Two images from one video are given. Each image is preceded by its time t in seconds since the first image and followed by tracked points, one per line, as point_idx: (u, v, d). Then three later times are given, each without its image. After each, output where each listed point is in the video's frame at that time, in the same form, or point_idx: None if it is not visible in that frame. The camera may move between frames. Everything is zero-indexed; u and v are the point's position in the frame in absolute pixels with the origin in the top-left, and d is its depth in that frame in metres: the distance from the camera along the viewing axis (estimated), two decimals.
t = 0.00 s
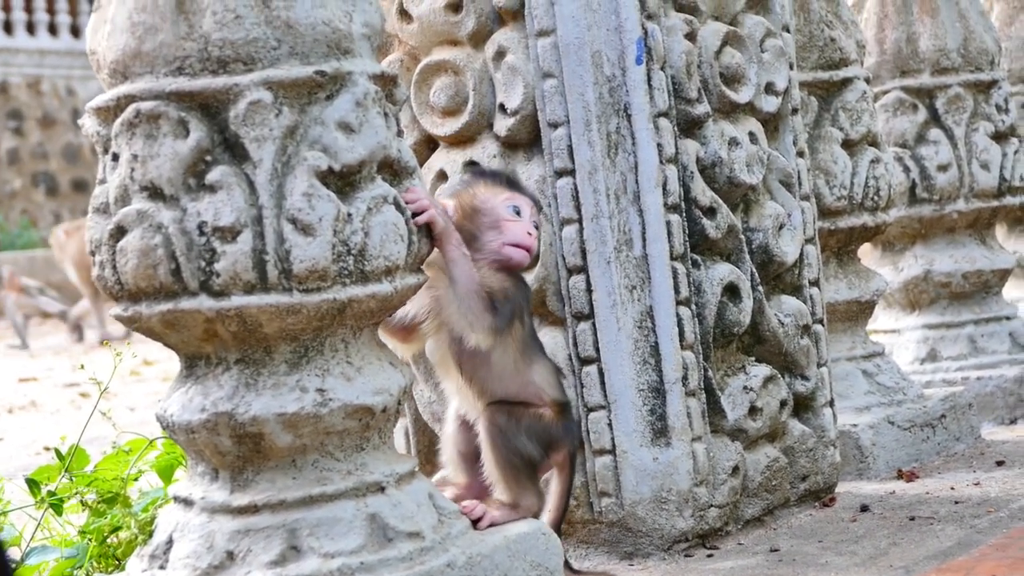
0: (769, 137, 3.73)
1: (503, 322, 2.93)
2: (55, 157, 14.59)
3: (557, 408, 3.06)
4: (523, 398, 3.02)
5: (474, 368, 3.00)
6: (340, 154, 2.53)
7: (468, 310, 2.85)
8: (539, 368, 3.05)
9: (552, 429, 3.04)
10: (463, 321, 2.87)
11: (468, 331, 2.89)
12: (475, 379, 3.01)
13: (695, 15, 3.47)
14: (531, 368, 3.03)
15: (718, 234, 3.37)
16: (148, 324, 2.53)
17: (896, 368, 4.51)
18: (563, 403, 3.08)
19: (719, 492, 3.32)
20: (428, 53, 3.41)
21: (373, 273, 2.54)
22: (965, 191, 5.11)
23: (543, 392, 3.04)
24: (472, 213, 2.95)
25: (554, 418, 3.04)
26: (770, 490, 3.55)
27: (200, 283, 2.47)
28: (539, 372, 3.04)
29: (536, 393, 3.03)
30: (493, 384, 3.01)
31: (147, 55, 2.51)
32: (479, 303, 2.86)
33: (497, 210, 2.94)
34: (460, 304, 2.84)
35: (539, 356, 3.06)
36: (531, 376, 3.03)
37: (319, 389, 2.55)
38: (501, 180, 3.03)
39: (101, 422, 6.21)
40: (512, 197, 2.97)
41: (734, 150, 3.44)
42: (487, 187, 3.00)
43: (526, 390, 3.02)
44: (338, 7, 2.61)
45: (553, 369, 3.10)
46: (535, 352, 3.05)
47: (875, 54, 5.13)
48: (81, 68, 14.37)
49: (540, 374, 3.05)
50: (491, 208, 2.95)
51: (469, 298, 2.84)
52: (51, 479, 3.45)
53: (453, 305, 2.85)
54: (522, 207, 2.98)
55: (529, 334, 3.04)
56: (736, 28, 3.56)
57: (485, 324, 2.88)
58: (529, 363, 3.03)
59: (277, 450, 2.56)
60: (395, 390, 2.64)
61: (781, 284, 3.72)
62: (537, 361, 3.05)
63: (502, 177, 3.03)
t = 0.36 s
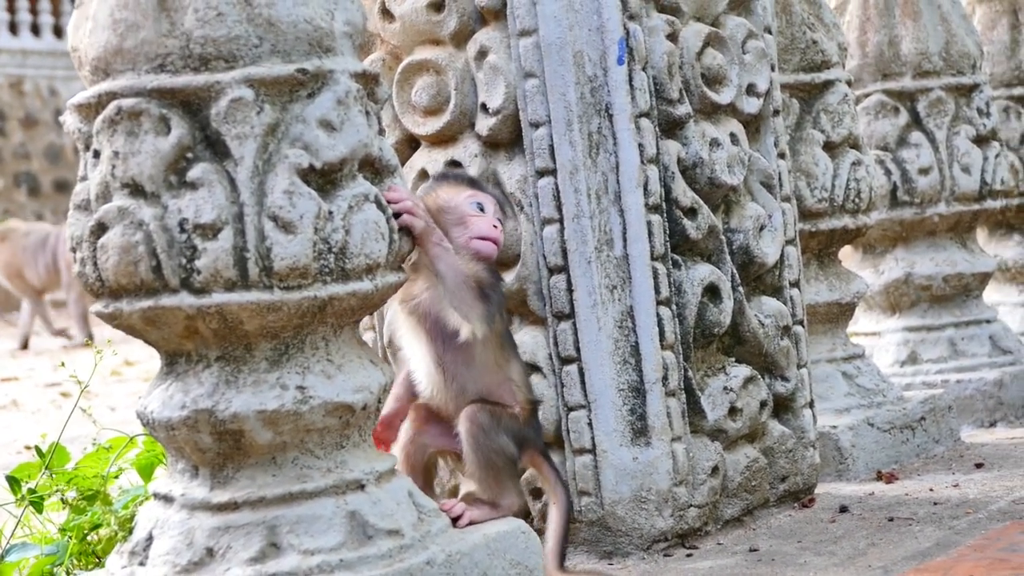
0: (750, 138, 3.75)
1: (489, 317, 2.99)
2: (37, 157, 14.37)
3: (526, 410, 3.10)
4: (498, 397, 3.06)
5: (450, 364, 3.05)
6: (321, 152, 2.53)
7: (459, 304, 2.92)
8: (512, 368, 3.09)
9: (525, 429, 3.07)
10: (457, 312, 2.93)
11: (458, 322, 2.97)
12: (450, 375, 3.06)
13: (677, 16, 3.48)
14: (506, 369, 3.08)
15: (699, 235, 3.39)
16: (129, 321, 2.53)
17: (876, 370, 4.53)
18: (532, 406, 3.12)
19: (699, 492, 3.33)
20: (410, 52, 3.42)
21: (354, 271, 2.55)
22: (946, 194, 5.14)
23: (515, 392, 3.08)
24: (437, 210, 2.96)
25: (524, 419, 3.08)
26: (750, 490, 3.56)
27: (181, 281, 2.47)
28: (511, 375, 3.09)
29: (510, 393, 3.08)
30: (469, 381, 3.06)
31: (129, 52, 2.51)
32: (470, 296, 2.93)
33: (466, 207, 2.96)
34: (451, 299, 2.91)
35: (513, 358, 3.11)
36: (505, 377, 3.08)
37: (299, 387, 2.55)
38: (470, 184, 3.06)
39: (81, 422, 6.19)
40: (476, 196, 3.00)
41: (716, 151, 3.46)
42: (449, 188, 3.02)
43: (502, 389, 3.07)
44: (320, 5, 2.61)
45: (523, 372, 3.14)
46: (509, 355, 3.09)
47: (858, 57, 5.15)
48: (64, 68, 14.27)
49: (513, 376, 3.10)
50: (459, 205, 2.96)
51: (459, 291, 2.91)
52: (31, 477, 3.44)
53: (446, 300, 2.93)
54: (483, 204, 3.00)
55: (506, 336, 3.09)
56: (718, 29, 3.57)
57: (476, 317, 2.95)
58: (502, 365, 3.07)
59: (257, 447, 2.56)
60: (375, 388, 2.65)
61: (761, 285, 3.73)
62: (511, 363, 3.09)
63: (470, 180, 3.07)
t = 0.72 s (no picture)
0: (748, 128, 3.75)
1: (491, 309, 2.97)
2: (35, 146, 14.27)
3: (522, 405, 3.09)
4: (496, 390, 3.05)
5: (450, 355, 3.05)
6: (319, 141, 2.53)
7: (463, 291, 2.91)
8: (509, 363, 3.07)
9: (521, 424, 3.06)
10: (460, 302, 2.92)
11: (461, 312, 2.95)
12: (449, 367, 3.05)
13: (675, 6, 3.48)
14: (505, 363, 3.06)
15: (696, 225, 3.39)
16: (127, 309, 2.53)
17: (874, 361, 4.54)
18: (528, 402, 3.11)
19: (696, 482, 3.34)
20: (408, 42, 3.41)
21: (352, 260, 2.55)
22: (944, 185, 5.14)
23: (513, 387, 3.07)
24: (447, 204, 2.99)
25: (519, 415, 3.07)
26: (747, 481, 3.56)
27: (179, 269, 2.47)
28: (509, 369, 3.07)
29: (508, 388, 3.07)
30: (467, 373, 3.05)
31: (127, 40, 2.51)
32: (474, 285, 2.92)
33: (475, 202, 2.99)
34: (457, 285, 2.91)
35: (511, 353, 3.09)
36: (504, 370, 3.06)
37: (297, 375, 2.55)
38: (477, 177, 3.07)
39: (79, 411, 6.18)
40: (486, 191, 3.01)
41: (714, 141, 3.46)
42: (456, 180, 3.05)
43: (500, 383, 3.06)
44: None
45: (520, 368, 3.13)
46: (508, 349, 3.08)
47: (856, 48, 5.15)
48: (62, 58, 14.17)
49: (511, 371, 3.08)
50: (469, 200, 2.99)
51: (465, 277, 2.90)
52: (29, 465, 3.44)
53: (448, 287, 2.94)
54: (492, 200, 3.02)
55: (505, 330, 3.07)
56: (717, 19, 3.57)
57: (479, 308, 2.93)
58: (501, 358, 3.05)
59: (255, 435, 2.56)
60: (373, 377, 2.65)
61: (758, 275, 3.74)
62: (509, 357, 3.08)
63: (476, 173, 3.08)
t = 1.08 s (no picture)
0: (755, 124, 3.74)
1: (492, 307, 3.17)
2: (43, 139, 14.18)
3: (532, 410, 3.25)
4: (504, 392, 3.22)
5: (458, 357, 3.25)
6: (326, 136, 2.53)
7: (461, 288, 3.04)
8: (518, 367, 3.25)
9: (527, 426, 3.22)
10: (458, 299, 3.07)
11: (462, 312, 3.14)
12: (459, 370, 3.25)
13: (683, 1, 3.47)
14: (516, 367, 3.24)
15: (704, 221, 3.38)
16: (135, 304, 2.53)
17: (881, 357, 4.53)
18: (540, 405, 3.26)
19: (703, 478, 3.34)
20: (416, 37, 3.41)
21: (359, 255, 2.55)
22: (952, 180, 5.12)
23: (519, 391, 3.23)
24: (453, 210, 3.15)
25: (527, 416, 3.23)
26: (754, 476, 3.56)
27: (186, 264, 2.47)
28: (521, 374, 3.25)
29: (517, 389, 3.23)
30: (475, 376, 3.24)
31: (135, 35, 2.51)
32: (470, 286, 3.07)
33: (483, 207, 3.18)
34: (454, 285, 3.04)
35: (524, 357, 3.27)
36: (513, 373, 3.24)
37: (304, 370, 2.55)
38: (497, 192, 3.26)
39: (88, 405, 6.19)
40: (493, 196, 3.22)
41: (721, 137, 3.45)
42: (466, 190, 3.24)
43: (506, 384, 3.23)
44: None
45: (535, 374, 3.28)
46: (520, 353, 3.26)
47: (864, 43, 5.15)
48: (71, 51, 14.16)
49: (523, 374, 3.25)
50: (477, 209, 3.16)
51: (461, 278, 3.03)
52: (35, 460, 3.41)
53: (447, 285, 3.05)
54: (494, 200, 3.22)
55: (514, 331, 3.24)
56: (724, 15, 3.56)
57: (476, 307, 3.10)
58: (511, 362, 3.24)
59: (262, 431, 2.56)
60: (380, 372, 2.65)
61: (766, 271, 3.73)
62: (521, 360, 3.26)
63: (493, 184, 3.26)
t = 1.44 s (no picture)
0: (761, 125, 3.74)
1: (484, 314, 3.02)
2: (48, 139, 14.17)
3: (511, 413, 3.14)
4: (481, 398, 3.11)
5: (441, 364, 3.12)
6: (332, 139, 2.53)
7: (461, 296, 2.91)
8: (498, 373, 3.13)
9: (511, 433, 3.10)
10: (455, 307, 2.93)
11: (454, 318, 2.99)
12: (440, 378, 3.12)
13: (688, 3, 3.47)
14: (492, 371, 3.12)
15: (709, 223, 3.38)
16: (140, 307, 2.53)
17: (887, 358, 4.52)
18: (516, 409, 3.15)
19: (708, 480, 3.34)
20: (422, 39, 3.41)
21: (365, 258, 2.55)
22: (957, 181, 5.12)
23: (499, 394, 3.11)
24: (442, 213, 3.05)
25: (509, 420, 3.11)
26: (760, 478, 3.56)
27: (192, 267, 2.47)
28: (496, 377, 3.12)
29: (493, 394, 3.12)
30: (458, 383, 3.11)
31: (141, 38, 2.51)
32: (473, 291, 2.93)
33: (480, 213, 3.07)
34: (452, 291, 2.90)
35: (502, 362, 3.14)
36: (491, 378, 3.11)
37: (310, 373, 2.55)
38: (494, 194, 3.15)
39: (94, 406, 6.17)
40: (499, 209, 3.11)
41: (727, 139, 3.45)
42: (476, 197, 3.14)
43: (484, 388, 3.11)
44: None
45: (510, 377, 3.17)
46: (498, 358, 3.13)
47: (869, 44, 5.14)
48: (76, 51, 14.16)
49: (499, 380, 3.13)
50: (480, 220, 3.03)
51: (461, 284, 2.90)
52: (41, 462, 3.43)
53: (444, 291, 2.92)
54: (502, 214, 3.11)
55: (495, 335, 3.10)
56: (730, 17, 3.56)
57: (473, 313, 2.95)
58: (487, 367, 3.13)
59: (267, 434, 2.56)
60: (385, 375, 2.65)
61: (771, 273, 3.72)
62: (496, 366, 3.12)
63: (499, 191, 3.18)
